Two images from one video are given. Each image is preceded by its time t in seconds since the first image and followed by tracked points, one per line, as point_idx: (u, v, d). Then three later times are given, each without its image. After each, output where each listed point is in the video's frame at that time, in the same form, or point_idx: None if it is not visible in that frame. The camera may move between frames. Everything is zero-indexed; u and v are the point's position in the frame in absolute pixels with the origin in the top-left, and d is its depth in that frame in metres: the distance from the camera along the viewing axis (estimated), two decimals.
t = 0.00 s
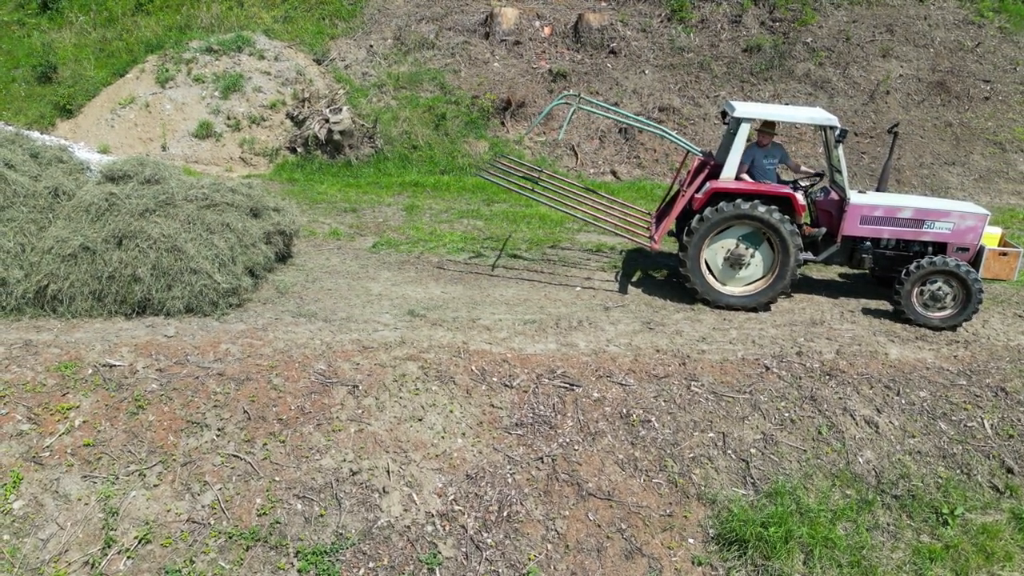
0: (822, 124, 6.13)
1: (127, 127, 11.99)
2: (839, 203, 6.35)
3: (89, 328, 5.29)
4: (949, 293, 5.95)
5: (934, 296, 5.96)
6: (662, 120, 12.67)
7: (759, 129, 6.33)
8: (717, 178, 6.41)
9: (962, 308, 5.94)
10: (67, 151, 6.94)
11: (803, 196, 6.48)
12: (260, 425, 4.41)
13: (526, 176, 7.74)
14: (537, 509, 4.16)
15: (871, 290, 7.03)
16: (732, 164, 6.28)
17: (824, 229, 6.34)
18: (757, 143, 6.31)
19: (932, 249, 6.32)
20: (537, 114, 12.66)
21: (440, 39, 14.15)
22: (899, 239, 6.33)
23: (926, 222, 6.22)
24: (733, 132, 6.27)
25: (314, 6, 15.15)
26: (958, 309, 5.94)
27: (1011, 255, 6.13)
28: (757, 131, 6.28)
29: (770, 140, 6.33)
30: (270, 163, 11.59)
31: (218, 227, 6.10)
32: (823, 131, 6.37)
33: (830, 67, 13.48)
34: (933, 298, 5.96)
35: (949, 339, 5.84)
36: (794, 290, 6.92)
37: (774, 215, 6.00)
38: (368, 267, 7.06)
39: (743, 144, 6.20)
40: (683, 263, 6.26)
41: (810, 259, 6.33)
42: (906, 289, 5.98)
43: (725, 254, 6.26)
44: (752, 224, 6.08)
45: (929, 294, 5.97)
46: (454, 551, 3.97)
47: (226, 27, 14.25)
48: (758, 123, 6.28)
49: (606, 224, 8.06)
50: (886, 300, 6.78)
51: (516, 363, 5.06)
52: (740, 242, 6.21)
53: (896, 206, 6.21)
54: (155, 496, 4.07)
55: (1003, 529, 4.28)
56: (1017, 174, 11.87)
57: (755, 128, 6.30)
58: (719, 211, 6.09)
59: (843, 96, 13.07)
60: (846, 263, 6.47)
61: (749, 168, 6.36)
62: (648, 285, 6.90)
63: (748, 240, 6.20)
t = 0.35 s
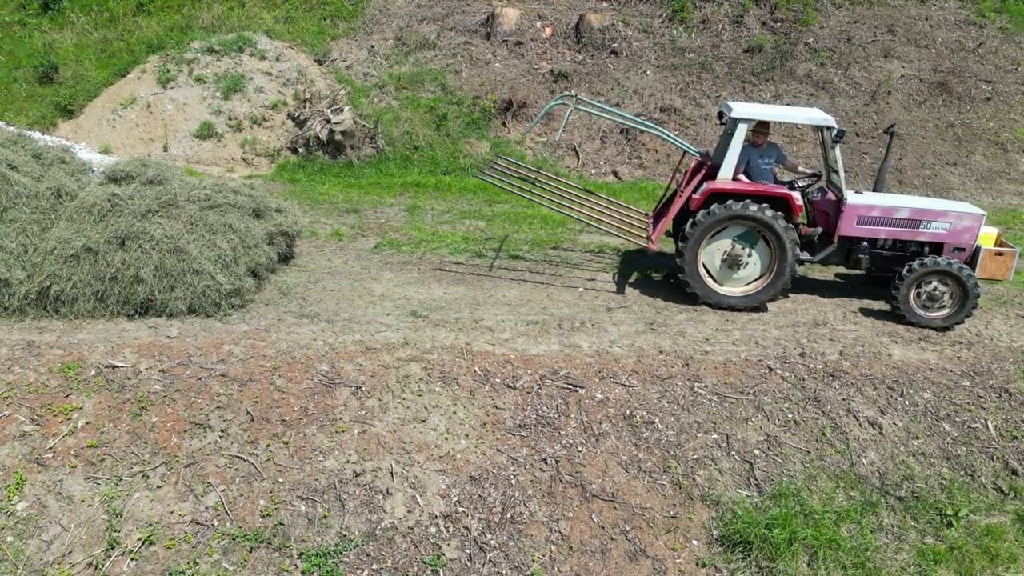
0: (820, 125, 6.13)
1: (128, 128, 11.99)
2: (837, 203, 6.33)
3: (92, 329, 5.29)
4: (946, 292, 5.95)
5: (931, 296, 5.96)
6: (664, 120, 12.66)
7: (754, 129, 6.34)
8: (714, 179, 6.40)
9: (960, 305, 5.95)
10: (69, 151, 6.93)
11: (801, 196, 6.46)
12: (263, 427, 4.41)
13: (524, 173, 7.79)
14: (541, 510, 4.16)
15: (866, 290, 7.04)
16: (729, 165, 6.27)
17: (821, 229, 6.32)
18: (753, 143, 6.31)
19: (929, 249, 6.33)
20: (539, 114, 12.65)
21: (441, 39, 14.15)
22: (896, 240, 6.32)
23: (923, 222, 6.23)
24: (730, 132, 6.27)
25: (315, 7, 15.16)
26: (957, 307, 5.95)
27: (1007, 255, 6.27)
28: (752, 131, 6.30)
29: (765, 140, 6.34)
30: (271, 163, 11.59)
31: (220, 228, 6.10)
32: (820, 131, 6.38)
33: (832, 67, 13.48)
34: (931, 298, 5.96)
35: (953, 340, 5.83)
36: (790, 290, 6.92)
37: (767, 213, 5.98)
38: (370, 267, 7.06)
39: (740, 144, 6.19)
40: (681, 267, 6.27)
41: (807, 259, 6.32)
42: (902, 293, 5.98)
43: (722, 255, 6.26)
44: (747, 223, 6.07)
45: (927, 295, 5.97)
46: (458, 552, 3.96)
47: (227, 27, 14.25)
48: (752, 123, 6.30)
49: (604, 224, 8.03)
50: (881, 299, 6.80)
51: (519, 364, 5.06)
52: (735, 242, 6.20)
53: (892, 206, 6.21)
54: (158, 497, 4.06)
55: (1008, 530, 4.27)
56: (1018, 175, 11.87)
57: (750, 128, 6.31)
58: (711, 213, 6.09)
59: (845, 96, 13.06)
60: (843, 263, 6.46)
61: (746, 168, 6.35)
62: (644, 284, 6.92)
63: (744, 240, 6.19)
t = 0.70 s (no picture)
0: (807, 125, 6.12)
1: (128, 128, 12.00)
2: (824, 202, 6.34)
3: (93, 329, 5.30)
4: (931, 289, 5.97)
5: (919, 295, 5.99)
6: (664, 120, 12.66)
7: (741, 129, 6.35)
8: (703, 178, 6.40)
9: (949, 298, 5.96)
10: (70, 152, 6.94)
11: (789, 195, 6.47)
12: (264, 427, 4.42)
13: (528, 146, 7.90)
14: (541, 510, 4.17)
15: (853, 289, 7.07)
16: (717, 165, 6.26)
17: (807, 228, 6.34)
18: (740, 143, 6.31)
19: (916, 248, 6.35)
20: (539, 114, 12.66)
21: (441, 40, 14.17)
22: (883, 239, 6.34)
23: (909, 221, 6.25)
24: (719, 132, 6.27)
25: (315, 7, 15.17)
26: (947, 300, 5.95)
27: (993, 254, 6.36)
28: (739, 131, 6.30)
29: (752, 139, 6.35)
30: (271, 163, 11.60)
31: (221, 229, 6.11)
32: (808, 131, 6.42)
33: (832, 68, 13.49)
34: (919, 296, 5.99)
35: (953, 340, 5.83)
36: (779, 289, 6.94)
37: (745, 209, 6.00)
38: (370, 268, 7.07)
39: (728, 144, 6.19)
40: (672, 274, 6.28)
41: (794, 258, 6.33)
42: (889, 297, 6.02)
43: (711, 257, 6.27)
44: (730, 221, 6.08)
45: (913, 295, 6.00)
46: (458, 552, 3.97)
47: (227, 27, 14.26)
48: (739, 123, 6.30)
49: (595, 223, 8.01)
50: (869, 298, 6.83)
51: (519, 364, 5.07)
52: (720, 242, 6.21)
53: (879, 205, 6.22)
54: (159, 497, 4.07)
55: (1007, 530, 4.28)
56: (1018, 175, 11.87)
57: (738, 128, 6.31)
58: (693, 216, 6.12)
59: (845, 96, 13.07)
60: (831, 262, 6.47)
61: (734, 168, 6.35)
62: (636, 284, 6.93)
63: (728, 238, 6.20)
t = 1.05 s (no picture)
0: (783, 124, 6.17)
1: (128, 128, 12.02)
2: (800, 201, 6.40)
3: (92, 329, 5.32)
4: (905, 282, 6.07)
5: (896, 293, 6.07)
6: (663, 121, 12.68)
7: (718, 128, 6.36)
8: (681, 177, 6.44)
9: (923, 283, 6.05)
10: (70, 152, 6.96)
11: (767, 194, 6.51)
12: (263, 426, 4.44)
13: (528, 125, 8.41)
14: (538, 509, 4.19)
15: (832, 287, 7.11)
16: (695, 164, 6.29)
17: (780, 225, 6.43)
18: (718, 142, 6.30)
19: (892, 245, 6.38)
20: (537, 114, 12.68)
21: (441, 40, 14.19)
22: (859, 236, 6.37)
23: (885, 219, 6.27)
24: (696, 132, 6.30)
25: (315, 7, 15.21)
26: (923, 283, 6.03)
27: (967, 251, 6.25)
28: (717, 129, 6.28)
29: (729, 137, 6.34)
30: (271, 163, 11.62)
31: (221, 229, 6.13)
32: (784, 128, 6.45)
33: (830, 68, 13.51)
34: (897, 293, 6.06)
35: (949, 340, 5.84)
36: (758, 288, 6.99)
37: (708, 205, 6.05)
38: (369, 268, 7.09)
39: (705, 143, 6.22)
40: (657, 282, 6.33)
41: (772, 256, 6.37)
42: (872, 306, 6.10)
43: (690, 258, 6.31)
44: (697, 221, 6.14)
45: (892, 294, 6.08)
46: (455, 551, 3.99)
47: (226, 27, 14.28)
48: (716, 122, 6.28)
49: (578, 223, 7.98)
50: (847, 296, 6.86)
51: (516, 364, 5.09)
52: (693, 242, 6.27)
53: (855, 204, 6.23)
54: (158, 496, 4.09)
55: (1001, 530, 4.30)
56: (1016, 175, 11.89)
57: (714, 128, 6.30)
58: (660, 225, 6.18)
59: (843, 97, 13.08)
60: (808, 260, 6.52)
61: (711, 167, 6.37)
62: (620, 283, 6.98)
63: (701, 237, 6.25)
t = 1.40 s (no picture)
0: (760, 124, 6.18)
1: (127, 129, 12.02)
2: (779, 201, 6.40)
3: (90, 329, 5.32)
4: (879, 279, 6.09)
5: (876, 293, 6.11)
6: (662, 121, 12.68)
7: (698, 130, 6.44)
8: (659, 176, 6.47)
9: (896, 270, 6.07)
10: (69, 153, 6.97)
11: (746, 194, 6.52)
12: (260, 426, 4.45)
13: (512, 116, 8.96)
14: (535, 509, 4.19)
15: (811, 285, 7.14)
16: (673, 163, 6.33)
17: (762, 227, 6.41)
18: (698, 144, 6.42)
19: (869, 244, 6.40)
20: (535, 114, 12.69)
21: (440, 40, 14.21)
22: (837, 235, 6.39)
23: (862, 218, 6.28)
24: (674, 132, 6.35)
25: (314, 7, 15.23)
26: (897, 270, 6.05)
27: (943, 250, 6.34)
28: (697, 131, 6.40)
29: (710, 140, 6.45)
30: (270, 164, 11.63)
31: (219, 229, 6.14)
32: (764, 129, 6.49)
33: (830, 68, 13.51)
34: (877, 292, 6.09)
35: (946, 339, 5.83)
36: (737, 286, 7.03)
37: (667, 206, 6.09)
38: (367, 268, 7.10)
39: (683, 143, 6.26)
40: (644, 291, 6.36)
41: (751, 255, 6.41)
42: (861, 316, 6.13)
43: (669, 261, 6.34)
44: (663, 224, 6.18)
45: (873, 295, 6.11)
46: (452, 551, 4.00)
47: (226, 28, 14.28)
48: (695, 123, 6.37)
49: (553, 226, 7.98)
50: (825, 295, 6.89)
51: (514, 364, 5.09)
52: (666, 245, 6.31)
53: (832, 203, 6.24)
54: (155, 496, 4.10)
55: (998, 529, 4.30)
56: (1015, 175, 11.89)
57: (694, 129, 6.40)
58: (630, 238, 6.26)
59: (842, 97, 13.08)
60: (787, 259, 6.56)
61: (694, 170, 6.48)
62: (600, 282, 7.00)
63: (671, 238, 6.29)
